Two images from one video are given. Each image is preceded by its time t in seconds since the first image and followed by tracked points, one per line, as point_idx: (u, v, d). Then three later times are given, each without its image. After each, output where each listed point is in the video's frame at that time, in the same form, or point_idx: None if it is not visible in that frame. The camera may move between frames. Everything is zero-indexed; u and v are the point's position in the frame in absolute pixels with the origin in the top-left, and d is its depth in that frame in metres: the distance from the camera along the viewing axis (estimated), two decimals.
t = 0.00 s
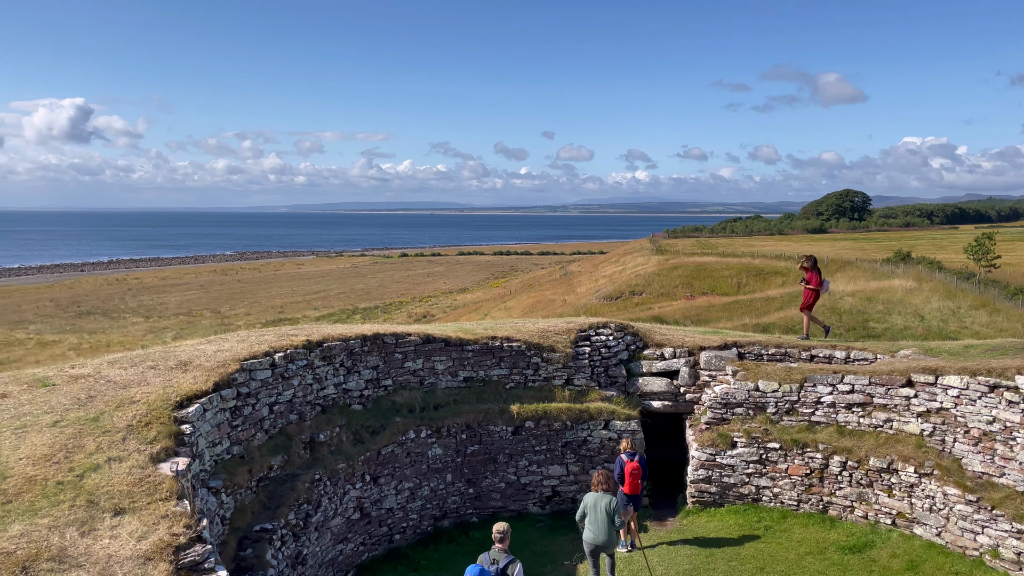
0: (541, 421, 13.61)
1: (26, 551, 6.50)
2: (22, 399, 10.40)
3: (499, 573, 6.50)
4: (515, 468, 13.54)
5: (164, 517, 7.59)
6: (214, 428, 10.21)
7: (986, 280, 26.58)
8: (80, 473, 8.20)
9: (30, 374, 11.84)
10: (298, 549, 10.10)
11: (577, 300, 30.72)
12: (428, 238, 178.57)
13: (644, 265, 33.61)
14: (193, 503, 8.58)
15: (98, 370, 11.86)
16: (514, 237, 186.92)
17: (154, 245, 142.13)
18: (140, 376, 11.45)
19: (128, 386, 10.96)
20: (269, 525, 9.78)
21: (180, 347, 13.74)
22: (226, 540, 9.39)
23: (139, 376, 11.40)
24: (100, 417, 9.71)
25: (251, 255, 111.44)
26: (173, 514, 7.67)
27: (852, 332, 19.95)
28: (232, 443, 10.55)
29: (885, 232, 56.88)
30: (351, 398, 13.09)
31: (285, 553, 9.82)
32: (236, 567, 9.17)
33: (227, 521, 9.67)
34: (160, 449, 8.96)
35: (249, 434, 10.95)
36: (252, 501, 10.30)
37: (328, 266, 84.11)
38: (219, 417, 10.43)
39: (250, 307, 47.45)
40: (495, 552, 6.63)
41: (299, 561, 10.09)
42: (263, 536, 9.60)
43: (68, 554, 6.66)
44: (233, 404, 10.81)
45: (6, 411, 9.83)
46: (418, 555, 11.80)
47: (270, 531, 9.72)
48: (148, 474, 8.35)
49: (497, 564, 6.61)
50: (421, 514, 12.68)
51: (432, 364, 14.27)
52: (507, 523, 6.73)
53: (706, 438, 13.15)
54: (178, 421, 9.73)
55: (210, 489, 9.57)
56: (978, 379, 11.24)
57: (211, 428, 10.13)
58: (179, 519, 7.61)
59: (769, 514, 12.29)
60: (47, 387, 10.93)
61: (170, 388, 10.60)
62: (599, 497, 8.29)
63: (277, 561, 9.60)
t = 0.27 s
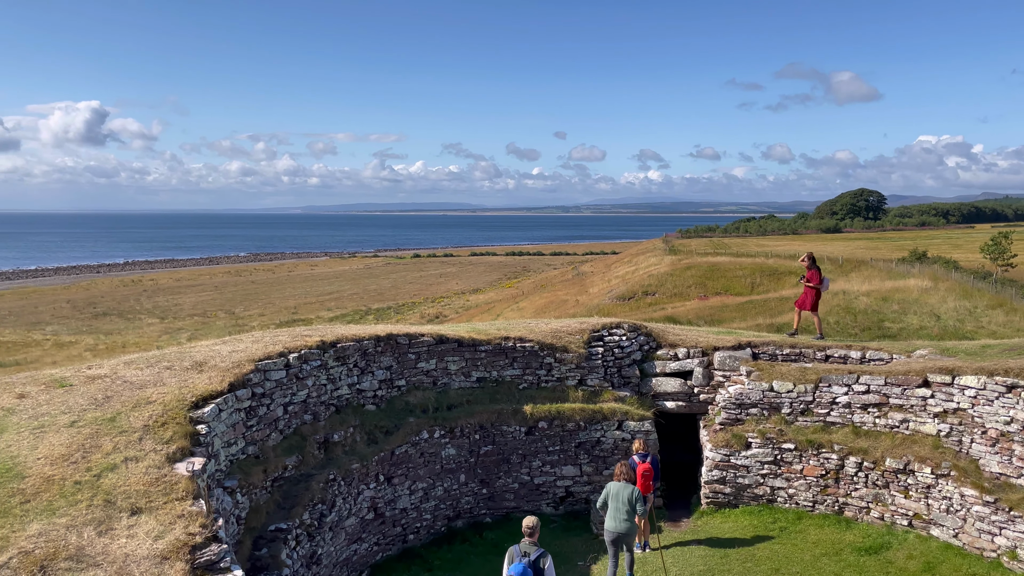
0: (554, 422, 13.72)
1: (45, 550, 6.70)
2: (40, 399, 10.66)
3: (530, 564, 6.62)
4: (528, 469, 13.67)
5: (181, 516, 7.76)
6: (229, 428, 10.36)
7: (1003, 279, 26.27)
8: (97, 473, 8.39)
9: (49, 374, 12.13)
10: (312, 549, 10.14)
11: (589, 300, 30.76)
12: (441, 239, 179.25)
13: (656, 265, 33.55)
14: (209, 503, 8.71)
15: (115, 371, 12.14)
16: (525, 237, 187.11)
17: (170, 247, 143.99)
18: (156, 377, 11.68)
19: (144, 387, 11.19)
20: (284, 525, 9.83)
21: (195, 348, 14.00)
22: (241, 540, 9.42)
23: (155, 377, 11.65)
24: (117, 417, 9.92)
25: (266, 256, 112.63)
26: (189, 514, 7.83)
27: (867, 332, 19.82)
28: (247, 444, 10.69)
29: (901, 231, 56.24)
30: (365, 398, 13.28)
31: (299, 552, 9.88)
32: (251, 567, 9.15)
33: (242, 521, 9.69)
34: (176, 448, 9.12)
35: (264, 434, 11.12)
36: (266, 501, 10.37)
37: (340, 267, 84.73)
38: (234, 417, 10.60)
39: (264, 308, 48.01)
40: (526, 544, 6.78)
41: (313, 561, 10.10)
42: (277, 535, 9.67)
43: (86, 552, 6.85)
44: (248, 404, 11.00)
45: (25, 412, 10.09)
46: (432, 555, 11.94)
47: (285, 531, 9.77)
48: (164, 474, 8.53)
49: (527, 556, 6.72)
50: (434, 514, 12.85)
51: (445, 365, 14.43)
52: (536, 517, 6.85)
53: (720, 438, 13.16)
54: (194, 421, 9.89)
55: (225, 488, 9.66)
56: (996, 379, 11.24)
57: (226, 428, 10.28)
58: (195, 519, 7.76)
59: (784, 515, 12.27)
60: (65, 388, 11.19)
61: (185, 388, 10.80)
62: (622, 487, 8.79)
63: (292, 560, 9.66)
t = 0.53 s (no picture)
0: (567, 423, 13.82)
1: (62, 549, 6.72)
2: (58, 399, 10.80)
3: (555, 553, 6.72)
4: (541, 469, 13.76)
5: (196, 516, 7.76)
6: (243, 428, 10.49)
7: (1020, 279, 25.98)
8: (114, 473, 8.44)
9: (65, 375, 12.31)
10: (326, 549, 10.33)
11: (602, 300, 30.79)
12: (454, 240, 180.03)
13: (669, 266, 33.47)
14: (224, 503, 8.78)
15: (131, 372, 12.34)
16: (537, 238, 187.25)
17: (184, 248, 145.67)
18: (171, 378, 11.84)
19: (160, 388, 11.34)
20: (298, 525, 10.01)
21: (210, 349, 14.19)
22: (257, 540, 9.58)
23: (171, 378, 11.84)
24: (133, 417, 10.04)
25: (279, 257, 113.76)
26: (205, 514, 7.83)
27: (883, 332, 19.68)
28: (262, 444, 10.86)
29: (916, 231, 55.63)
30: (378, 399, 13.45)
31: (314, 552, 10.06)
32: (266, 567, 9.34)
33: (257, 521, 9.84)
34: (191, 449, 9.19)
35: (279, 435, 11.27)
36: (281, 500, 10.58)
37: (353, 268, 85.34)
38: (249, 417, 10.74)
39: (277, 309, 48.53)
40: (549, 534, 6.89)
41: (326, 561, 10.28)
42: (292, 535, 9.86)
43: (102, 552, 6.85)
44: (262, 405, 11.14)
45: (44, 412, 10.20)
46: (445, 556, 12.09)
47: (299, 531, 9.96)
48: (180, 474, 8.57)
49: (551, 544, 6.83)
50: (448, 515, 13.00)
51: (458, 365, 14.58)
52: (557, 508, 6.93)
53: (734, 439, 13.19)
54: (209, 421, 9.99)
55: (241, 488, 9.80)
56: (1013, 380, 11.17)
57: (241, 428, 10.43)
58: (210, 519, 7.76)
59: (799, 516, 12.26)
60: (82, 388, 11.33)
61: (201, 389, 10.93)
62: (642, 479, 9.04)
63: (307, 560, 9.84)
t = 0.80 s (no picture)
0: (580, 424, 13.91)
1: (78, 549, 6.75)
2: (74, 400, 10.86)
3: (571, 549, 6.84)
4: (554, 471, 13.84)
5: (211, 517, 7.76)
6: (258, 429, 10.62)
7: None
8: (129, 473, 8.46)
9: (81, 376, 12.41)
10: (339, 550, 10.43)
11: (615, 302, 30.77)
12: (466, 242, 180.37)
13: (682, 267, 33.36)
14: (238, 504, 8.79)
15: (146, 373, 12.49)
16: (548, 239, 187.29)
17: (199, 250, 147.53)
18: (186, 379, 11.97)
19: (175, 389, 11.43)
20: (312, 526, 10.18)
21: (224, 351, 14.37)
22: (271, 541, 9.71)
23: (186, 379, 11.97)
24: (148, 418, 10.08)
25: (293, 259, 114.85)
26: (219, 514, 7.83)
27: (898, 334, 19.53)
28: (275, 445, 10.99)
29: (931, 231, 55.00)
30: (391, 400, 13.61)
31: (327, 553, 10.18)
32: (280, 567, 9.48)
33: (271, 522, 9.97)
34: (205, 449, 9.25)
35: (292, 436, 11.42)
36: (295, 501, 10.72)
37: (365, 270, 85.88)
38: (263, 418, 10.87)
39: (290, 310, 48.95)
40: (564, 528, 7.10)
41: (339, 562, 10.39)
42: (305, 536, 10.00)
43: (118, 552, 6.84)
44: (276, 405, 11.28)
45: (60, 412, 10.24)
46: (458, 557, 12.22)
47: (312, 532, 10.10)
48: (194, 475, 8.59)
49: (566, 541, 6.94)
50: (460, 516, 13.12)
51: (471, 366, 14.71)
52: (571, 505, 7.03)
53: (748, 441, 13.15)
54: (223, 422, 10.09)
55: (255, 489, 9.93)
56: None
57: (255, 429, 10.53)
58: (224, 519, 7.76)
59: (813, 519, 12.22)
60: (97, 389, 11.40)
61: (215, 390, 11.04)
62: (656, 476, 9.13)
63: (320, 561, 9.97)
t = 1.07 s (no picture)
0: (593, 427, 13.98)
1: (94, 550, 6.85)
2: (91, 402, 11.05)
3: (584, 540, 7.01)
4: (567, 474, 13.91)
5: (225, 518, 7.83)
6: (271, 431, 10.83)
7: None
8: (144, 475, 8.59)
9: (97, 378, 12.61)
10: (352, 553, 10.63)
11: (628, 305, 30.77)
12: (478, 244, 180.64)
13: (696, 270, 33.25)
14: (252, 505, 8.89)
15: (162, 374, 12.71)
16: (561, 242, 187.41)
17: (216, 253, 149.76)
18: (201, 382, 12.17)
19: (190, 391, 11.64)
20: (324, 528, 10.30)
21: (239, 353, 14.61)
22: (285, 542, 9.85)
23: (200, 381, 12.18)
24: (163, 420, 10.25)
25: (308, 261, 116.14)
26: (233, 515, 7.92)
27: (914, 337, 19.39)
28: (289, 447, 11.22)
29: (948, 234, 54.32)
30: (405, 402, 13.78)
31: (341, 555, 10.36)
32: (293, 569, 9.60)
33: (286, 524, 10.20)
34: (220, 451, 9.36)
35: (306, 438, 11.62)
36: (308, 503, 10.90)
37: (378, 273, 86.53)
38: (277, 420, 11.10)
39: (304, 313, 49.45)
40: (579, 521, 7.21)
41: (353, 563, 10.61)
42: (319, 539, 10.12)
43: (133, 553, 6.94)
44: (290, 408, 11.49)
45: (76, 414, 10.43)
46: (471, 559, 12.31)
47: (325, 534, 10.23)
48: (209, 477, 8.70)
49: (580, 532, 7.11)
50: (473, 519, 13.23)
51: (483, 369, 14.85)
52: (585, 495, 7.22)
53: (762, 445, 13.15)
54: (238, 424, 10.28)
55: (268, 491, 10.13)
56: None
57: (269, 431, 10.78)
58: (238, 521, 7.83)
59: (828, 524, 12.19)
60: (114, 391, 11.59)
61: (229, 392, 11.24)
62: (664, 477, 9.22)
63: (333, 563, 10.13)
